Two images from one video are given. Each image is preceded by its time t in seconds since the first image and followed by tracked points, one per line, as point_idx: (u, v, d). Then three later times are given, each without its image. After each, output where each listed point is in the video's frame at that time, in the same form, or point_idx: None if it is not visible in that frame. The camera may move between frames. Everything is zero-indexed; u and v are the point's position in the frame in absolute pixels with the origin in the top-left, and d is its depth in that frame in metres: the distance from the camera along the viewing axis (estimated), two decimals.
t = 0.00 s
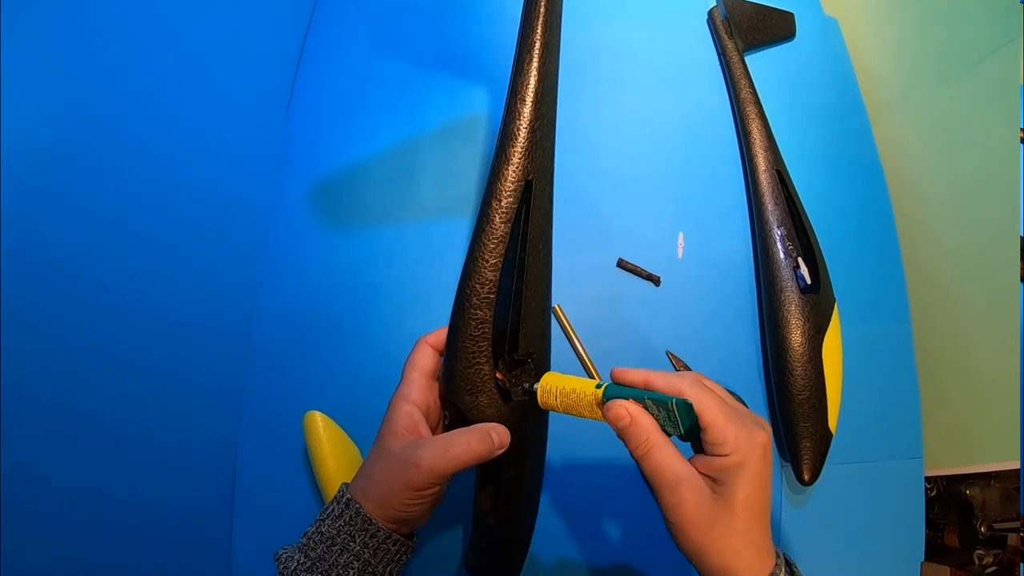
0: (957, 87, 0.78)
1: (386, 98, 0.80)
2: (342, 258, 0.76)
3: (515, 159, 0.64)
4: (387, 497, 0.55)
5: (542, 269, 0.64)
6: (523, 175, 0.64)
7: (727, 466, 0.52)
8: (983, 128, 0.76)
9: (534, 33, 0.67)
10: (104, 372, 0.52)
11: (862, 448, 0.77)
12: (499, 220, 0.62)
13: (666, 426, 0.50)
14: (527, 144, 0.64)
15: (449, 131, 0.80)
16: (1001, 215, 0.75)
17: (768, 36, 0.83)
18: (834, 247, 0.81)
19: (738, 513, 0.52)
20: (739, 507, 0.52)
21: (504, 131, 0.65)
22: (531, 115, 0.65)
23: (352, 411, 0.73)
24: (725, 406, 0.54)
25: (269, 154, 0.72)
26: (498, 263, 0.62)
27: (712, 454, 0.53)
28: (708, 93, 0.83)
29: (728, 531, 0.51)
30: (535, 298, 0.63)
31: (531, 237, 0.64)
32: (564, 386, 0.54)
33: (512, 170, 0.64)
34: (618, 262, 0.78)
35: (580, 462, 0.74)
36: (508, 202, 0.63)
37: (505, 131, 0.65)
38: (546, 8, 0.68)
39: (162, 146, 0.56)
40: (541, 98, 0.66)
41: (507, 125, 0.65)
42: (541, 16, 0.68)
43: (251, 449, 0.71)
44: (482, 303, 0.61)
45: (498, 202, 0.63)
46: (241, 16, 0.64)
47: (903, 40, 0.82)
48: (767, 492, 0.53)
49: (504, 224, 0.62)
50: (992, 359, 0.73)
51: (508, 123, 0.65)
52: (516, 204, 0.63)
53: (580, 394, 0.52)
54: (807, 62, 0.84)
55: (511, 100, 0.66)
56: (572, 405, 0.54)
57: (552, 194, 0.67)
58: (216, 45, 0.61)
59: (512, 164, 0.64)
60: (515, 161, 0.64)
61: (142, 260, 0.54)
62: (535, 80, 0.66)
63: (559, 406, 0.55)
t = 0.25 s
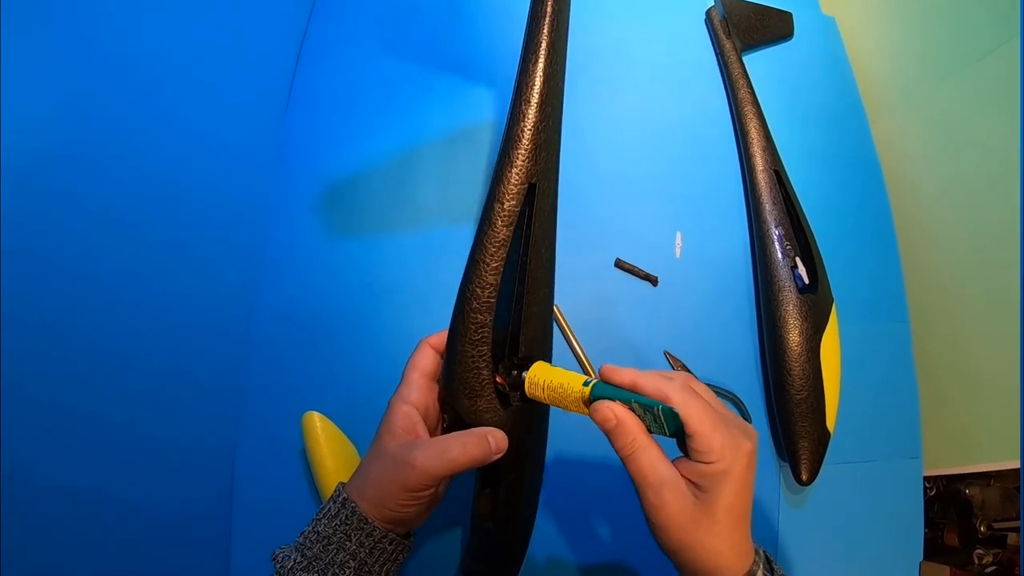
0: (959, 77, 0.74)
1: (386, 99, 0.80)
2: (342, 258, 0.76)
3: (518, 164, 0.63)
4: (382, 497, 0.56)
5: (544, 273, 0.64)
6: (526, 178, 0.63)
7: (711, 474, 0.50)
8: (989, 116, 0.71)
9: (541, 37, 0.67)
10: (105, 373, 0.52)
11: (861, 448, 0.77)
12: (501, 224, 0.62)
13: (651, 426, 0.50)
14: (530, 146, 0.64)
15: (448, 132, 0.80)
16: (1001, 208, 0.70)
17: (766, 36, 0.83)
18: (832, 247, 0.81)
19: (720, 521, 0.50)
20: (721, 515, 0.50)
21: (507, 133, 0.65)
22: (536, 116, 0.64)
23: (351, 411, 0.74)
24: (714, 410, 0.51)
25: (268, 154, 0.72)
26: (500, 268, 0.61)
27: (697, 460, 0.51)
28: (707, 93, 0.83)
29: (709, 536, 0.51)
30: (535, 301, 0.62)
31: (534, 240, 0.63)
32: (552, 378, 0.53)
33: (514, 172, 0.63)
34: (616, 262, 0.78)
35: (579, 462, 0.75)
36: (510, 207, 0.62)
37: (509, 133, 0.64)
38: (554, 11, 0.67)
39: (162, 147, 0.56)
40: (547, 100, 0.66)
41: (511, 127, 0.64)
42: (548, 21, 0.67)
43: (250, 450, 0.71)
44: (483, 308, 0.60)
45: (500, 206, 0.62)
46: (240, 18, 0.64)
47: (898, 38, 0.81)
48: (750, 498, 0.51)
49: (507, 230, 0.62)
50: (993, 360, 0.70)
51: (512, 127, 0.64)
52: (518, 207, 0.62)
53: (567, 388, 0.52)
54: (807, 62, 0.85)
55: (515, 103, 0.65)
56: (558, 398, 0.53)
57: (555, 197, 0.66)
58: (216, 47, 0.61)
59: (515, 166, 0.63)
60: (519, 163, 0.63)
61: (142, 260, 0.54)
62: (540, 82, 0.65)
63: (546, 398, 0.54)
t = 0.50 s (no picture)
0: (955, 82, 0.76)
1: (386, 99, 0.80)
2: (342, 258, 0.76)
3: (520, 165, 0.64)
4: (384, 498, 0.56)
5: (547, 275, 0.64)
6: (529, 180, 0.64)
7: (689, 485, 0.47)
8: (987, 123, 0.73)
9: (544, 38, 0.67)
10: (104, 372, 0.52)
11: (861, 448, 0.77)
12: (503, 225, 0.62)
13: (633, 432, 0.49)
14: (534, 147, 0.64)
15: (448, 132, 0.80)
16: (1000, 218, 0.71)
17: (764, 36, 0.83)
18: (832, 246, 0.81)
19: (695, 534, 0.49)
20: (703, 525, 0.48)
21: (510, 135, 0.65)
22: (540, 118, 0.65)
23: (351, 412, 0.74)
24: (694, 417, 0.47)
25: (267, 154, 0.72)
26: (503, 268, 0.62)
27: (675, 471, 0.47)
28: (707, 93, 0.83)
29: (692, 544, 0.49)
30: (536, 302, 0.62)
31: (537, 241, 0.63)
32: (542, 381, 0.54)
33: (518, 173, 0.63)
34: (615, 262, 0.78)
35: (578, 461, 0.75)
36: (512, 207, 0.63)
37: (512, 135, 0.65)
38: (556, 13, 0.68)
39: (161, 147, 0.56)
40: (551, 102, 0.66)
41: (514, 128, 0.65)
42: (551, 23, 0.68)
43: (250, 450, 0.71)
44: (485, 308, 0.61)
45: (502, 206, 0.63)
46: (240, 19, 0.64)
47: (898, 38, 0.81)
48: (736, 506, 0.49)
49: (507, 228, 0.62)
50: (994, 360, 0.71)
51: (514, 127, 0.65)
52: (521, 208, 0.63)
53: (555, 391, 0.53)
54: (806, 63, 0.85)
55: (518, 104, 0.66)
56: (548, 399, 0.54)
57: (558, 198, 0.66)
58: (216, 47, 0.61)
59: (518, 167, 0.64)
60: (522, 164, 0.64)
61: (141, 261, 0.54)
62: (544, 84, 0.66)
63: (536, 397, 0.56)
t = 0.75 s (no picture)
0: (958, 79, 0.75)
1: (387, 99, 0.80)
2: (342, 258, 0.76)
3: (524, 167, 0.65)
4: (390, 501, 0.56)
5: (549, 275, 0.65)
6: (535, 182, 0.65)
7: (678, 484, 0.48)
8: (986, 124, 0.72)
9: (552, 42, 0.68)
10: (105, 372, 0.52)
11: (860, 447, 0.77)
12: (508, 226, 0.63)
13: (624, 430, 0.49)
14: (540, 149, 0.65)
15: (449, 131, 0.80)
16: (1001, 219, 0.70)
17: (764, 35, 0.83)
18: (832, 246, 0.81)
19: (686, 533, 0.48)
20: (692, 524, 0.48)
21: (516, 135, 0.66)
22: (547, 121, 0.66)
23: (351, 411, 0.74)
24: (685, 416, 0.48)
25: (268, 154, 0.72)
26: (504, 267, 0.62)
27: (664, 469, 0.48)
28: (707, 92, 0.83)
29: (682, 544, 0.49)
30: (541, 304, 0.63)
31: (542, 244, 0.64)
32: (534, 380, 0.55)
33: (523, 176, 0.64)
34: (615, 262, 0.78)
35: (578, 461, 0.75)
36: (518, 209, 0.63)
37: (518, 138, 0.66)
38: (564, 18, 0.69)
39: (162, 147, 0.56)
40: (557, 105, 0.67)
41: (520, 131, 0.66)
42: (559, 27, 0.69)
43: (249, 450, 0.71)
44: (488, 308, 0.61)
45: (507, 207, 0.63)
46: (241, 18, 0.64)
47: (897, 38, 0.81)
48: (727, 506, 0.49)
49: (512, 227, 0.63)
50: (995, 359, 0.70)
51: (520, 129, 0.66)
52: (527, 209, 0.64)
53: (547, 390, 0.53)
54: (806, 63, 0.85)
55: (524, 107, 0.67)
56: (541, 398, 0.54)
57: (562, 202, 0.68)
58: (217, 47, 0.61)
59: (524, 170, 0.64)
60: (528, 167, 0.65)
61: (142, 261, 0.54)
62: (550, 88, 0.67)
63: (530, 396, 0.56)
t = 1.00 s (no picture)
0: (956, 78, 0.75)
1: (386, 99, 0.80)
2: (342, 258, 0.76)
3: (532, 171, 0.65)
4: (394, 502, 0.56)
5: (550, 277, 0.66)
6: (544, 186, 0.65)
7: (660, 479, 0.48)
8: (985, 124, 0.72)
9: (564, 48, 0.69)
10: (105, 372, 0.52)
11: (859, 446, 0.77)
12: (514, 228, 0.63)
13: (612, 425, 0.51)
14: (546, 152, 0.66)
15: (448, 132, 0.80)
16: (1001, 208, 0.71)
17: (762, 35, 0.83)
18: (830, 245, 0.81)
19: (673, 529, 0.48)
20: (676, 520, 0.48)
21: (527, 136, 0.67)
22: (555, 126, 0.67)
23: (349, 411, 0.74)
24: (669, 412, 0.49)
25: (267, 154, 0.72)
26: (508, 268, 0.62)
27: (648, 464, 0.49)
28: (706, 92, 0.83)
29: (667, 540, 0.49)
30: (542, 304, 0.64)
31: (546, 246, 0.65)
32: (527, 380, 0.56)
33: (529, 179, 0.65)
34: (613, 262, 0.78)
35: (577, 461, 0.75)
36: (524, 212, 0.64)
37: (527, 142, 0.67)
38: (576, 24, 0.70)
39: (162, 147, 0.56)
40: (566, 109, 0.68)
41: (530, 134, 0.67)
42: (572, 34, 0.70)
43: (248, 450, 0.71)
44: (492, 308, 0.61)
45: (516, 209, 0.64)
46: (241, 20, 0.64)
47: (897, 38, 0.81)
48: (714, 503, 0.48)
49: (520, 231, 0.63)
50: (996, 357, 0.70)
51: (529, 133, 0.67)
52: (534, 211, 0.64)
53: (538, 389, 0.54)
54: (805, 63, 0.85)
55: (534, 111, 0.68)
56: (533, 398, 0.56)
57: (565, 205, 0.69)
58: (217, 48, 0.61)
59: (530, 173, 0.65)
60: (534, 170, 0.65)
61: (142, 262, 0.55)
62: (561, 90, 0.68)
63: (524, 396, 0.57)
